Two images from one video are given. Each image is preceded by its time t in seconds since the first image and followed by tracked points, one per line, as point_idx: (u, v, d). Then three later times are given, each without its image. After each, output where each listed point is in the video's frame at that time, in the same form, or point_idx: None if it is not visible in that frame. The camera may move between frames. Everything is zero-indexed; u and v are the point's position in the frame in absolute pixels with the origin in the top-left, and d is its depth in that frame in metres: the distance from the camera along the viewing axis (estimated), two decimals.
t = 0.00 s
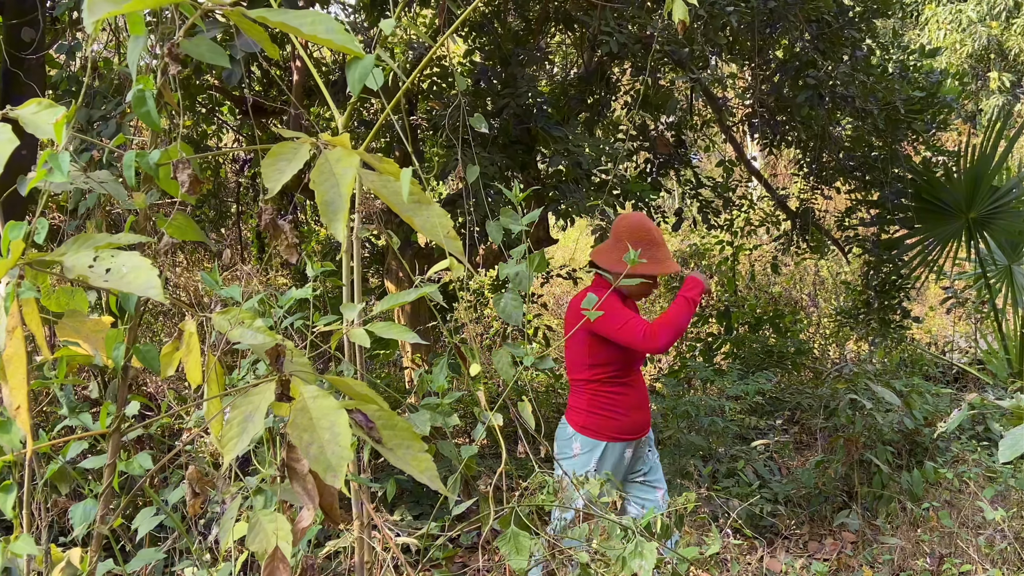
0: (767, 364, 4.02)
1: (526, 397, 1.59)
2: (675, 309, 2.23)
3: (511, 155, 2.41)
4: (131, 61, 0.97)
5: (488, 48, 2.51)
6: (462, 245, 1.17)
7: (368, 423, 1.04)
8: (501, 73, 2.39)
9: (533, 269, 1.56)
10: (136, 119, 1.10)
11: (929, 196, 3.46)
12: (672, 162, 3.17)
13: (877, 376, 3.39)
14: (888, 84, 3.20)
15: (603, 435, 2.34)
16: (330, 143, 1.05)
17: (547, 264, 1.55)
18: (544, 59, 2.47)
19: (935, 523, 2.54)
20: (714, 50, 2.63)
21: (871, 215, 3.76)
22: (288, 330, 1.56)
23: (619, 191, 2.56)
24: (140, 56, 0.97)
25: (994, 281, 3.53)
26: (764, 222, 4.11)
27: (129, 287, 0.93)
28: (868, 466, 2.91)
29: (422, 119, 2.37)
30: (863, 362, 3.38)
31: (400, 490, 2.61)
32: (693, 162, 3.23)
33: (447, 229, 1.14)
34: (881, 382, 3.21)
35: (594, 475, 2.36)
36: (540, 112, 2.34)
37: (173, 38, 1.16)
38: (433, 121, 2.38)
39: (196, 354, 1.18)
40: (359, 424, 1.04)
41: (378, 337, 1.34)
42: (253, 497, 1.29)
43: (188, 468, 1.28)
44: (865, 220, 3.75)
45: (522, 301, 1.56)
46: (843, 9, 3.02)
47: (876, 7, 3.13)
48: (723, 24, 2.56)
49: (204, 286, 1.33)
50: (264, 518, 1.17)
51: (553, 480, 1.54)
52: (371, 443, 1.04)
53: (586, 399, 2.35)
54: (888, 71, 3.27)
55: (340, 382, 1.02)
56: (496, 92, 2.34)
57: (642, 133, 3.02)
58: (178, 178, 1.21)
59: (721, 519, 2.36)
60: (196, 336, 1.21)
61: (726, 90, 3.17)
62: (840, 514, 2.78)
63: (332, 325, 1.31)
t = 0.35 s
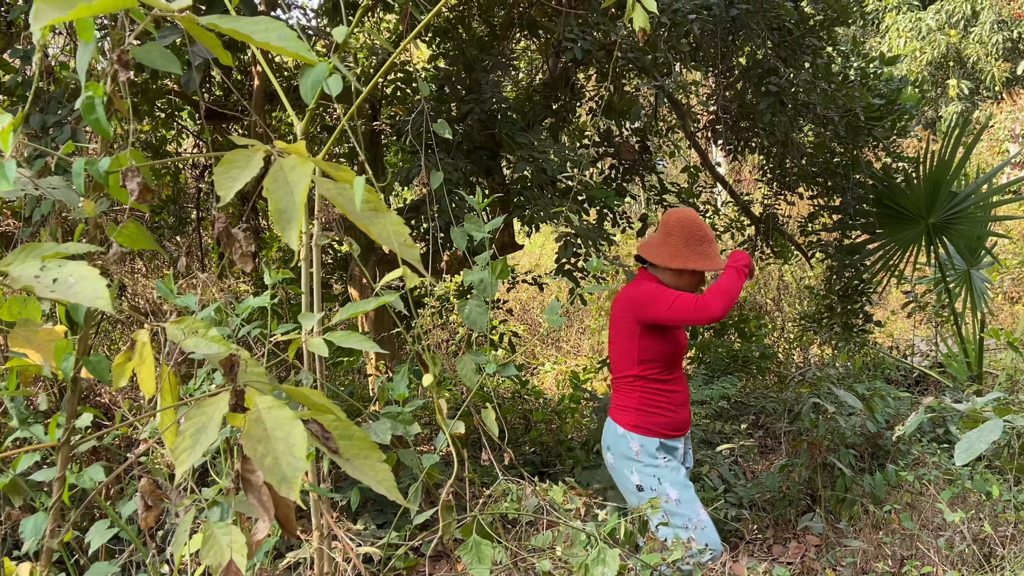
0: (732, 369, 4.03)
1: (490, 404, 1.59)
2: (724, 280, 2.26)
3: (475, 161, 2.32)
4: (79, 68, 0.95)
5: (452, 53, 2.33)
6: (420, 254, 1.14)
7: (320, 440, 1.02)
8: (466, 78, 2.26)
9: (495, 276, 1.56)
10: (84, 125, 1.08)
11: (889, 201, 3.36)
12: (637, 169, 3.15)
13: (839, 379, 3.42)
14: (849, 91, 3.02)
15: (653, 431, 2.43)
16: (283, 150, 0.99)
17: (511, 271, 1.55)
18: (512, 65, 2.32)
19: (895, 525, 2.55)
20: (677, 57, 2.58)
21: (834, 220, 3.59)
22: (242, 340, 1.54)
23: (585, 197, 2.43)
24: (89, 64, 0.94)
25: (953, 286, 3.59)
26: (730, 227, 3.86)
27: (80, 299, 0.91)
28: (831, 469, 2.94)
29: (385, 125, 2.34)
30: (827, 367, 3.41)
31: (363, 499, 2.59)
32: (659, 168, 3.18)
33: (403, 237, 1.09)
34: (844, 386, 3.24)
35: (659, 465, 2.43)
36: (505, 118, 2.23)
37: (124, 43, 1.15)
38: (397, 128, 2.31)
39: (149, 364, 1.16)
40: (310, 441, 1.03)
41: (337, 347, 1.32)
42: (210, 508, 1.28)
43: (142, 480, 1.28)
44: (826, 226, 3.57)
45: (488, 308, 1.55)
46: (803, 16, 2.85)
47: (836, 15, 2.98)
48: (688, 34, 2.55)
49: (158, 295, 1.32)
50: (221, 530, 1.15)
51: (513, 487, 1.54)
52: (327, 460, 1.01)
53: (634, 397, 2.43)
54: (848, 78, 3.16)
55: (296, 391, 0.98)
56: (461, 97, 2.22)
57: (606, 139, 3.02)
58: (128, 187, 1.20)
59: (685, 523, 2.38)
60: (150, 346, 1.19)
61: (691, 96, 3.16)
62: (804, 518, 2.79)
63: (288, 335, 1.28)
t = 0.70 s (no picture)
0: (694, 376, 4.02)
1: (452, 414, 1.57)
2: (754, 291, 2.20)
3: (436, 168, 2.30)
4: (23, 75, 0.91)
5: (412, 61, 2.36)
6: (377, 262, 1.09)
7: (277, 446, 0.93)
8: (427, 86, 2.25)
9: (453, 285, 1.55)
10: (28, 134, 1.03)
11: (848, 209, 3.29)
12: (599, 177, 3.18)
13: (800, 386, 3.45)
14: (805, 101, 2.94)
15: (690, 446, 2.26)
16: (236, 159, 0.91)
17: (468, 280, 1.55)
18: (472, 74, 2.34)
19: (855, 531, 2.64)
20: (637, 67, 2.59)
21: (794, 229, 3.46)
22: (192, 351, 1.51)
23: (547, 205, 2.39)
24: (34, 71, 0.91)
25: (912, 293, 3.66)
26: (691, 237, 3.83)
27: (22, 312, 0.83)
28: (793, 476, 2.97)
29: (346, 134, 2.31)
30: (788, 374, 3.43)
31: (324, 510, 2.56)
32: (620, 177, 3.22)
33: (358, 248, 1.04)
34: (804, 393, 3.27)
35: (698, 479, 2.23)
36: (466, 126, 2.22)
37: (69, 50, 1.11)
38: (356, 136, 2.23)
39: (96, 376, 1.10)
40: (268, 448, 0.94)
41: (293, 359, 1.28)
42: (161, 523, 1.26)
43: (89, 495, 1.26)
44: (787, 234, 3.43)
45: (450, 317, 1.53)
46: (760, 28, 2.76)
47: (794, 26, 2.85)
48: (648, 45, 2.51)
49: (106, 305, 1.30)
50: (170, 546, 1.14)
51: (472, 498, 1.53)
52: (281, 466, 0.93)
53: (667, 413, 2.28)
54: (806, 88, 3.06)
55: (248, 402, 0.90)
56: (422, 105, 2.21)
57: (568, 147, 3.01)
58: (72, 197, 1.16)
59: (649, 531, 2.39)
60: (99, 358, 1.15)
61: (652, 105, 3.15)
62: (765, 525, 2.81)
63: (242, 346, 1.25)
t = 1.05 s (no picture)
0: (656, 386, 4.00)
1: (409, 424, 1.56)
2: (781, 288, 2.03)
3: (397, 178, 2.29)
4: None
5: (372, 69, 2.33)
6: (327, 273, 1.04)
7: (224, 459, 0.89)
8: (388, 95, 2.24)
9: (408, 295, 1.55)
10: None
11: (807, 218, 3.29)
12: (561, 186, 3.20)
13: (761, 395, 3.47)
14: (765, 113, 2.91)
15: (731, 453, 2.15)
16: (184, 168, 0.86)
17: (424, 290, 1.56)
18: (433, 82, 2.33)
19: (815, 538, 2.66)
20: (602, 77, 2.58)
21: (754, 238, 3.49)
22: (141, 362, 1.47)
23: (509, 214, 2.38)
24: None
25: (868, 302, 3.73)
26: (653, 246, 3.90)
27: None
28: (753, 484, 3.00)
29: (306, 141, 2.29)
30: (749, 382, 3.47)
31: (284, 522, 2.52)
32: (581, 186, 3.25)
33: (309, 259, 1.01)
34: (765, 401, 3.30)
35: (735, 491, 2.13)
36: (428, 134, 2.22)
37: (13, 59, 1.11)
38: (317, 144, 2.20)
39: (43, 389, 1.07)
40: (214, 460, 0.89)
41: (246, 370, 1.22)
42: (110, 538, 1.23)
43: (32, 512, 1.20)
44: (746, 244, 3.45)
45: (406, 326, 1.53)
46: (721, 39, 2.75)
47: (754, 39, 2.82)
48: (610, 55, 2.49)
49: (53, 316, 1.28)
50: (116, 562, 1.10)
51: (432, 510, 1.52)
52: (230, 480, 0.89)
53: (709, 415, 2.16)
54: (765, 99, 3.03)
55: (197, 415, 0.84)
56: (383, 114, 2.19)
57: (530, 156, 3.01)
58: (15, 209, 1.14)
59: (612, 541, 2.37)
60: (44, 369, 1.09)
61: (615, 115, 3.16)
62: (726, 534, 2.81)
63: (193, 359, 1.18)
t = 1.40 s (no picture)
0: (620, 394, 3.98)
1: (370, 433, 1.53)
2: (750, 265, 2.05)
3: (360, 184, 2.28)
4: None
5: (335, 75, 2.32)
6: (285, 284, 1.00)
7: (178, 470, 0.80)
8: (350, 101, 2.23)
9: (367, 304, 1.53)
10: None
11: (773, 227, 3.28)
12: (525, 195, 3.21)
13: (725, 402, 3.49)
14: (728, 122, 2.92)
15: (737, 459, 2.02)
16: (137, 174, 0.81)
17: (385, 297, 1.55)
18: (396, 89, 2.33)
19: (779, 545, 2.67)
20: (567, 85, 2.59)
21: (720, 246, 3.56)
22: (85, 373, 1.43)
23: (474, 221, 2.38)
24: None
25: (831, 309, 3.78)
26: (618, 253, 3.92)
27: None
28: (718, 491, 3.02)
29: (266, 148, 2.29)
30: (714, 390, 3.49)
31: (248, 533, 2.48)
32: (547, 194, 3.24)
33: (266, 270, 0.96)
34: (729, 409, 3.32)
35: (735, 502, 2.01)
36: (391, 141, 2.21)
37: None
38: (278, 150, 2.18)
39: None
40: (168, 471, 0.79)
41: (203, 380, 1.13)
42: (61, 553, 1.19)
43: None
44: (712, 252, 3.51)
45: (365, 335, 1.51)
46: (684, 48, 2.76)
47: (717, 48, 2.83)
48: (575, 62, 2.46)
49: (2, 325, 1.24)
50: None
51: (394, 520, 1.51)
52: (184, 493, 0.80)
53: (716, 419, 2.03)
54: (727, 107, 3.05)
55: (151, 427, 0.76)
56: (345, 120, 2.18)
57: (495, 163, 3.00)
58: None
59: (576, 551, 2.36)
60: None
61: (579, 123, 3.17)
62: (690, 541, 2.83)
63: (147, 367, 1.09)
